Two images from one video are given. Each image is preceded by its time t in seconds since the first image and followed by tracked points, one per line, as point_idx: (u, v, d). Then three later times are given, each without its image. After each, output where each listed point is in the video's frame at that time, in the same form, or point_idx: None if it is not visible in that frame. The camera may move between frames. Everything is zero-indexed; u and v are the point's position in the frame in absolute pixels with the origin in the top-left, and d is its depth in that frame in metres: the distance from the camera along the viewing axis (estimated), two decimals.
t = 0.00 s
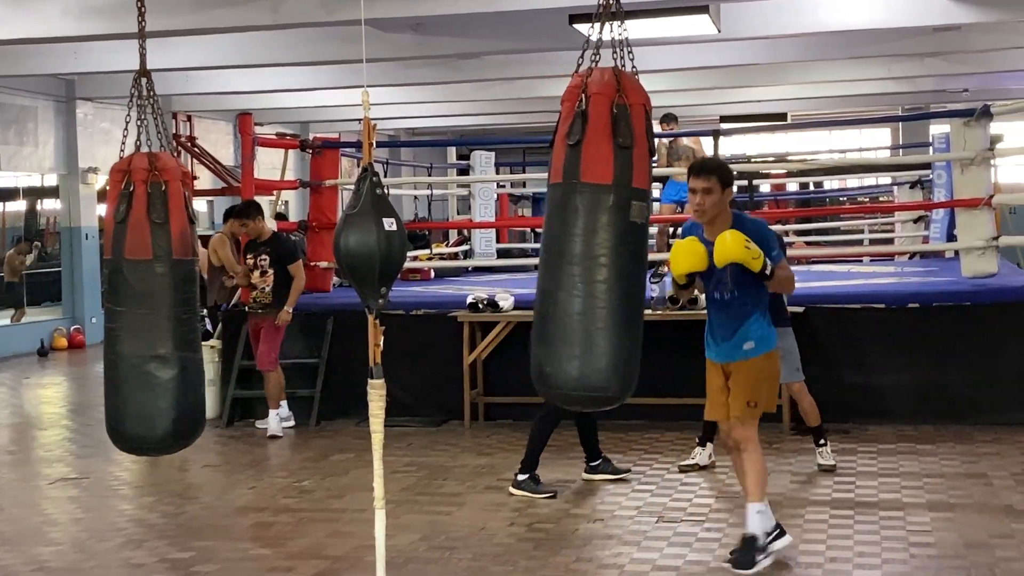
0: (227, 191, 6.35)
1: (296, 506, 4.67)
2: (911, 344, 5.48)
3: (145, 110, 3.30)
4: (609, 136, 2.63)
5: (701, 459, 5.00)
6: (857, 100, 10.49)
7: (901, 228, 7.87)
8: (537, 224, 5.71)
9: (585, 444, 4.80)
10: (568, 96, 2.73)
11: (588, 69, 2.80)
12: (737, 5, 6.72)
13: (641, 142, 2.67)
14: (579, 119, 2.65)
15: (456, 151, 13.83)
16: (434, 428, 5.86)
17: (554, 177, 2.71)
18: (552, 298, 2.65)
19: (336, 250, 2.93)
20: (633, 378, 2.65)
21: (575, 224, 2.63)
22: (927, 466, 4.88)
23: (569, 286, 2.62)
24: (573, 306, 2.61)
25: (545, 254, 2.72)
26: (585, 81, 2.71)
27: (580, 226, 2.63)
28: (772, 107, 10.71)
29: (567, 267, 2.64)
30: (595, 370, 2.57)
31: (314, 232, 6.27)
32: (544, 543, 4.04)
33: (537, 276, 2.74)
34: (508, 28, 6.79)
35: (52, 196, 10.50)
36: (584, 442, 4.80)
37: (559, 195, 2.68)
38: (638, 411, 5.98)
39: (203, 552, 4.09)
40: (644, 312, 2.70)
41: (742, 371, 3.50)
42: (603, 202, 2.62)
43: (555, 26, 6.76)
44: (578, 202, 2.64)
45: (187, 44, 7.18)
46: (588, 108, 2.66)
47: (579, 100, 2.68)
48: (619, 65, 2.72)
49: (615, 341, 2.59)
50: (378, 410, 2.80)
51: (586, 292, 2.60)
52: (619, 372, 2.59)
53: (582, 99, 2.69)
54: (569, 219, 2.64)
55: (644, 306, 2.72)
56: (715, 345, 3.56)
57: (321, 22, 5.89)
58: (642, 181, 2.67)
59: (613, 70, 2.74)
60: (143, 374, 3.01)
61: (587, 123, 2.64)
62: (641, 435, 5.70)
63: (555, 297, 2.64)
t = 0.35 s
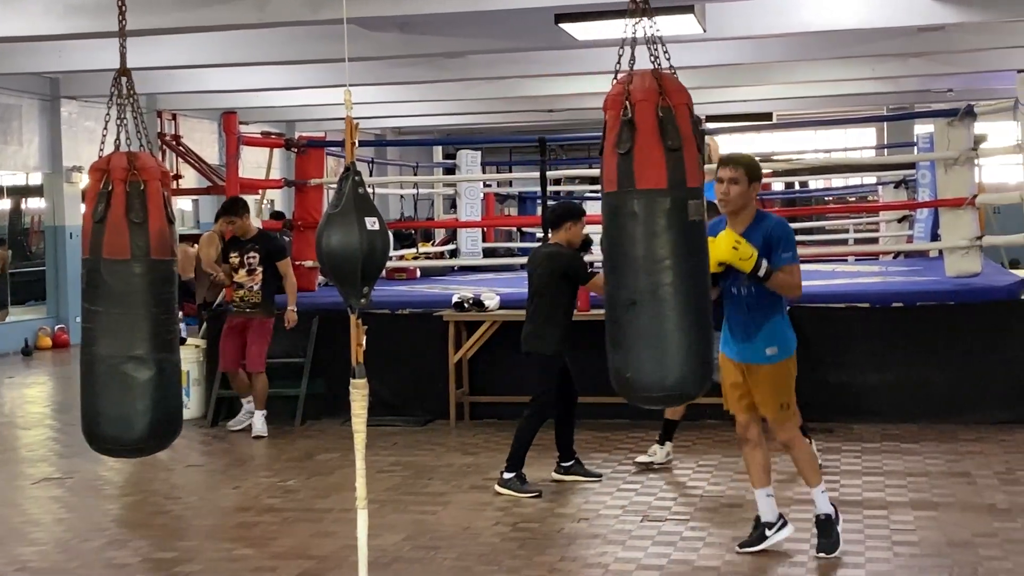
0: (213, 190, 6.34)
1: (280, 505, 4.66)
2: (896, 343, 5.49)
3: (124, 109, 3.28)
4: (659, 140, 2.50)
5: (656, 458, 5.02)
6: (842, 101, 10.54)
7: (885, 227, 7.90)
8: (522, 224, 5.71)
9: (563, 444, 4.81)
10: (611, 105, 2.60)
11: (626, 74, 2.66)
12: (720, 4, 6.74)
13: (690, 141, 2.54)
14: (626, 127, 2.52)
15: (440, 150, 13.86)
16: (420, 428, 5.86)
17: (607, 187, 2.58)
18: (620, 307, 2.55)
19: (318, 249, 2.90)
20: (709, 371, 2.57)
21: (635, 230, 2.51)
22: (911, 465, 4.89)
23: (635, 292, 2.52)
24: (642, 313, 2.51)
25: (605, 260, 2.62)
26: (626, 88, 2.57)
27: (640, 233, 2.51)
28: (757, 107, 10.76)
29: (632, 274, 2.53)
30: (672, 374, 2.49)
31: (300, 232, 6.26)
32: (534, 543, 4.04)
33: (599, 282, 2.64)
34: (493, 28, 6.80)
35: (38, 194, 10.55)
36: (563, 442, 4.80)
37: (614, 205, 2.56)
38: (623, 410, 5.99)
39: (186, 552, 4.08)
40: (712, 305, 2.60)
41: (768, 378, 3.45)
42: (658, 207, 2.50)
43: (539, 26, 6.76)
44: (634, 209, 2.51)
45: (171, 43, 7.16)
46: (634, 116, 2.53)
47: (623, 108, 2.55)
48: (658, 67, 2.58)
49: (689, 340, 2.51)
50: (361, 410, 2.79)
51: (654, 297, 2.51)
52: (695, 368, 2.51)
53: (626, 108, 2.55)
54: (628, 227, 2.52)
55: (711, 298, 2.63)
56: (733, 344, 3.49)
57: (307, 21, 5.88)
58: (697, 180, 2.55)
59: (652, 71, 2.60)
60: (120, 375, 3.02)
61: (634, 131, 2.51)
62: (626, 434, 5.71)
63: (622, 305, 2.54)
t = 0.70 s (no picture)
0: (199, 189, 6.33)
1: (266, 506, 4.66)
2: (882, 343, 5.51)
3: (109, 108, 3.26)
4: (695, 137, 2.47)
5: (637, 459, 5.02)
6: (829, 102, 10.58)
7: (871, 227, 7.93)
8: (508, 224, 5.71)
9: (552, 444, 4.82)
10: (643, 107, 2.57)
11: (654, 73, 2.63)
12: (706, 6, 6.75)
13: (727, 135, 2.51)
14: (661, 128, 2.49)
15: (427, 150, 13.88)
16: (407, 428, 5.87)
17: (648, 188, 2.56)
18: (672, 302, 2.52)
19: (302, 249, 2.85)
20: (767, 355, 2.53)
21: (680, 225, 2.49)
22: (896, 465, 4.90)
23: (686, 286, 2.49)
24: (694, 306, 2.48)
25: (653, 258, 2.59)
26: (657, 87, 2.54)
27: (685, 228, 2.48)
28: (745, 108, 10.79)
29: (681, 268, 2.50)
30: (731, 363, 2.45)
31: (286, 231, 6.26)
32: (521, 543, 4.04)
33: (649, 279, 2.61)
34: (480, 28, 6.80)
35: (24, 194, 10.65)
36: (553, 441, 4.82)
37: (656, 205, 2.53)
38: (610, 410, 5.99)
39: (171, 553, 4.08)
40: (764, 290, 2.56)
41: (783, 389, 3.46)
42: (702, 201, 2.47)
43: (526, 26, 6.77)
44: (678, 207, 2.49)
45: (158, 42, 7.15)
46: (667, 115, 2.50)
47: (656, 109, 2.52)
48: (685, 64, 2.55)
49: (744, 327, 2.47)
50: (345, 410, 2.70)
51: (705, 288, 2.47)
52: (752, 352, 2.47)
53: (659, 107, 2.53)
54: (673, 224, 2.50)
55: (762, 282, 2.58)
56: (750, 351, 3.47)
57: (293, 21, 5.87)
58: (738, 172, 2.51)
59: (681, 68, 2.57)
60: (103, 376, 3.02)
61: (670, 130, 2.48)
62: (613, 434, 5.72)
63: (674, 299, 2.52)
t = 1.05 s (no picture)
0: (189, 189, 6.33)
1: (255, 506, 4.66)
2: (870, 344, 5.52)
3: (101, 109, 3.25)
4: (695, 136, 2.48)
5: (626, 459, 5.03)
6: (819, 103, 10.61)
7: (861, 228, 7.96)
8: (498, 225, 5.71)
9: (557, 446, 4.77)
10: (643, 108, 2.58)
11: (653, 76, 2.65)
12: (695, 7, 6.76)
13: (726, 133, 2.52)
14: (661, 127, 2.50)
15: (418, 151, 13.91)
16: (396, 429, 5.87)
17: (648, 187, 2.56)
18: (675, 298, 2.51)
19: (290, 250, 2.82)
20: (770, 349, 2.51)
21: (682, 221, 2.48)
22: (885, 465, 4.91)
23: (689, 282, 2.49)
24: (698, 302, 2.47)
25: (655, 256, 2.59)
26: (656, 88, 2.56)
27: (687, 223, 2.48)
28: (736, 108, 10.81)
29: (682, 264, 2.50)
30: (734, 356, 2.43)
31: (276, 231, 6.25)
32: (510, 543, 4.04)
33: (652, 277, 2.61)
34: (470, 28, 6.81)
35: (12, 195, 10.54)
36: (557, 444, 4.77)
37: (658, 202, 2.53)
38: (600, 411, 6.00)
39: (159, 553, 4.07)
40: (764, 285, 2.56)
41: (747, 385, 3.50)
42: (703, 198, 2.46)
43: (515, 26, 6.77)
44: (680, 204, 2.48)
45: (148, 42, 7.14)
46: (668, 114, 2.51)
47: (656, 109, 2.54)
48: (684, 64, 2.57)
49: (746, 322, 2.46)
50: (334, 410, 2.66)
51: (707, 283, 2.46)
52: (756, 346, 2.46)
53: (659, 107, 2.54)
54: (675, 221, 2.50)
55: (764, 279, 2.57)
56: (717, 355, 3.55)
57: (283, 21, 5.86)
58: (738, 170, 2.52)
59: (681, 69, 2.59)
60: (98, 376, 3.01)
61: (670, 129, 2.49)
62: (601, 434, 5.73)
63: (677, 295, 2.51)
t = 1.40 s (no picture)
0: (181, 189, 6.32)
1: (246, 507, 4.65)
2: (862, 344, 5.53)
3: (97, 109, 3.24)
4: (656, 142, 2.49)
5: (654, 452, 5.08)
6: (811, 103, 10.64)
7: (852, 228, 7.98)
8: (490, 225, 5.72)
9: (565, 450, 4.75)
10: (606, 109, 2.57)
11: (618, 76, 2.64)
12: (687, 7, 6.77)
13: (687, 140, 2.53)
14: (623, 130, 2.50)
15: (410, 151, 13.91)
16: (389, 429, 5.87)
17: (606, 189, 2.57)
18: (624, 302, 2.55)
19: (282, 250, 2.82)
20: (715, 357, 2.56)
21: (637, 226, 2.50)
22: (876, 465, 4.92)
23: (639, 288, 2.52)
24: (647, 308, 2.50)
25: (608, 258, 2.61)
26: (620, 90, 2.55)
27: (642, 229, 2.50)
28: (727, 108, 10.83)
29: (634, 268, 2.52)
30: (679, 364, 2.48)
31: (267, 231, 6.24)
32: (501, 543, 4.04)
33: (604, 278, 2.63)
34: (462, 28, 6.81)
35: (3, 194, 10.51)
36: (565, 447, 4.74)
37: (614, 205, 2.54)
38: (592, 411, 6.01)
39: (151, 553, 4.06)
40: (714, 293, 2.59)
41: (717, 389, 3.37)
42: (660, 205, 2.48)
43: (506, 26, 6.77)
44: (636, 208, 2.50)
45: (139, 42, 7.13)
46: (630, 118, 2.51)
47: (618, 112, 2.53)
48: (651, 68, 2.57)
49: (693, 331, 2.49)
50: (325, 410, 2.65)
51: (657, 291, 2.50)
52: (702, 354, 2.50)
53: (622, 110, 2.53)
54: (629, 225, 2.51)
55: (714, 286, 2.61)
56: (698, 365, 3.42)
57: (274, 20, 5.86)
58: (696, 178, 2.54)
59: (646, 72, 2.58)
60: (96, 376, 3.00)
61: (631, 134, 2.50)
62: (594, 434, 5.73)
63: (627, 300, 2.54)
